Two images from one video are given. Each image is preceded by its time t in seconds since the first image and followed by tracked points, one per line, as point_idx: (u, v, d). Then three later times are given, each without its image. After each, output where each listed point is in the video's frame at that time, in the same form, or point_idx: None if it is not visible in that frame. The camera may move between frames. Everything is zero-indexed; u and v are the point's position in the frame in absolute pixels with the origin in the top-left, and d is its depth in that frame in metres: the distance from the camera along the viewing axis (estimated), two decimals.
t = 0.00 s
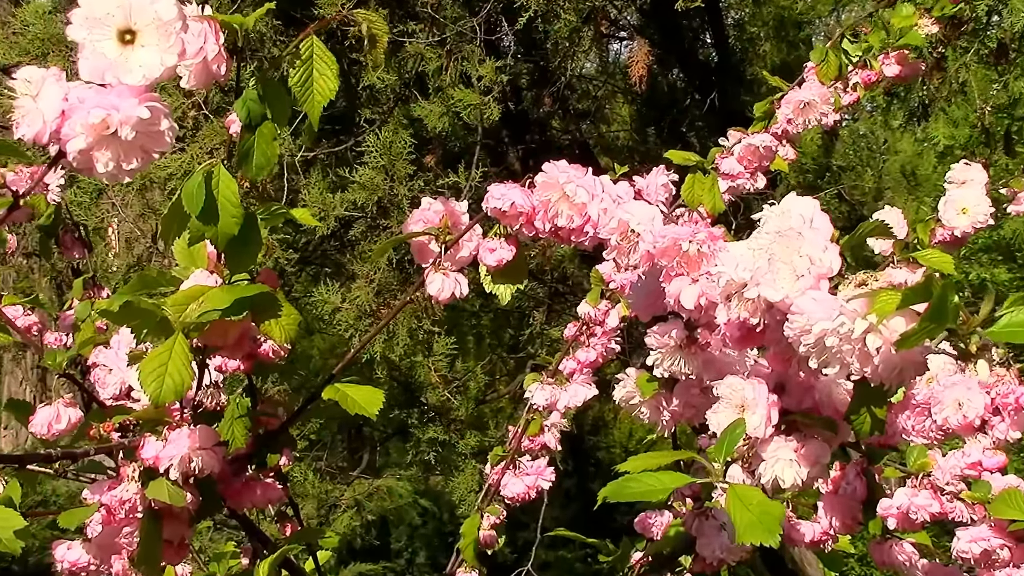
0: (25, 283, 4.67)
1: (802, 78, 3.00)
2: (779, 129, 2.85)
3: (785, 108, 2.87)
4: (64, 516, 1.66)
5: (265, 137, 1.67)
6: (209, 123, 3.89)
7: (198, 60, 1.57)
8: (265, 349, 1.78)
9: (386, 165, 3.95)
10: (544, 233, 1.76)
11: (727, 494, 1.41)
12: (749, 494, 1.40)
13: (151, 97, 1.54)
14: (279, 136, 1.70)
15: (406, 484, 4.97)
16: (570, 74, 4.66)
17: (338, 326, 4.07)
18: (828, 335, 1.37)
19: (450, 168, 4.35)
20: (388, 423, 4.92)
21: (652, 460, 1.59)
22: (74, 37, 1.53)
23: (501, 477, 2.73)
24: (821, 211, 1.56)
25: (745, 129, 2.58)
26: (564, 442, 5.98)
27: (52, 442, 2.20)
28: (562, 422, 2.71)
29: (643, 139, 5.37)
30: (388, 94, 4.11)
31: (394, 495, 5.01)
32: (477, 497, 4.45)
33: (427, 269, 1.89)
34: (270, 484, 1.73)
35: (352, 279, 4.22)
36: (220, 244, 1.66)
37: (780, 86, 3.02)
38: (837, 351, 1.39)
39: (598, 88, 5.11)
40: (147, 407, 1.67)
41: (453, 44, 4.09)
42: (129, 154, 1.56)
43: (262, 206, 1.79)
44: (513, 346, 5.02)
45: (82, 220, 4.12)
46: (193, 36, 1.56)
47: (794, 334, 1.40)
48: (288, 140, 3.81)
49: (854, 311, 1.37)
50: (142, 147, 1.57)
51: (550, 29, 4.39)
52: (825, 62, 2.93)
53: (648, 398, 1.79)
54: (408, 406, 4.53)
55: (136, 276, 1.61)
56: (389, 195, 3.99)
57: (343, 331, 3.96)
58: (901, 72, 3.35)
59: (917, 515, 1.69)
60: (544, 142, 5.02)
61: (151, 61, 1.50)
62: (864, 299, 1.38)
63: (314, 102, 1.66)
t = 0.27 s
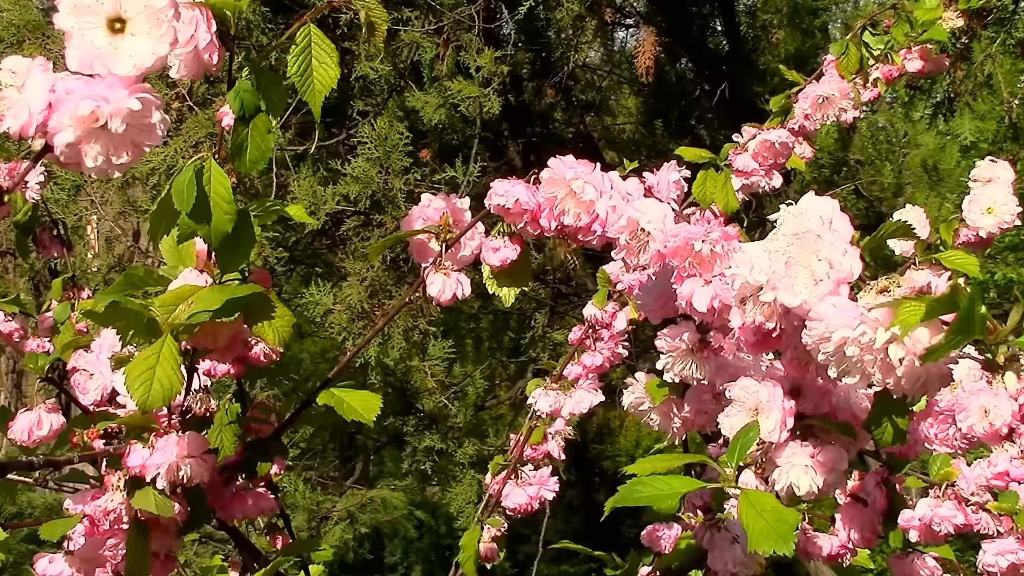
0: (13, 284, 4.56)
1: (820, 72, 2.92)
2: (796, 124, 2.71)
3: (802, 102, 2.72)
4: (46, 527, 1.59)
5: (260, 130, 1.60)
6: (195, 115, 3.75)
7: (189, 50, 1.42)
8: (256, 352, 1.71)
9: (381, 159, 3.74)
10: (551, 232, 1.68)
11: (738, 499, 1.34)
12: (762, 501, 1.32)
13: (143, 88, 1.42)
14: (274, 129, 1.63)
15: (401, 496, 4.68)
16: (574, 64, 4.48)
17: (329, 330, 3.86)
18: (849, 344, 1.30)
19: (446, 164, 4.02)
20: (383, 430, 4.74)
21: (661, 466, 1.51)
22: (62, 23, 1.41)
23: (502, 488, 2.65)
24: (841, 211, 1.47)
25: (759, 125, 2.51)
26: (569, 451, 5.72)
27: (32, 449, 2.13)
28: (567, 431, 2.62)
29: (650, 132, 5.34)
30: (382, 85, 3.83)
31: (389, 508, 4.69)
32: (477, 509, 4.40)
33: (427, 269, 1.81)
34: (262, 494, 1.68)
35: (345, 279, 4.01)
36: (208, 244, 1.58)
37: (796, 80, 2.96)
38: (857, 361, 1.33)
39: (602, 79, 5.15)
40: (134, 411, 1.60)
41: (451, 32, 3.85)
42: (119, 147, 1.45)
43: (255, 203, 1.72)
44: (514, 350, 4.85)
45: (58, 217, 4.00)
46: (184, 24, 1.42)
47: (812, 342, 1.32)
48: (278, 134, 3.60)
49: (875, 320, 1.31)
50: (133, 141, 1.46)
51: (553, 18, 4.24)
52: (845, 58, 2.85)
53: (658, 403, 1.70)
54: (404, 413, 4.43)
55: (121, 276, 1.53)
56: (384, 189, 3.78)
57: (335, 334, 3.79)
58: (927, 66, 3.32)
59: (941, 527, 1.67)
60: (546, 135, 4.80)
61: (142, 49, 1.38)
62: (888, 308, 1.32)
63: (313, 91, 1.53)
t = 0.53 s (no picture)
0: None
1: (833, 61, 2.88)
2: (808, 115, 2.65)
3: (815, 92, 2.65)
4: (25, 537, 1.52)
5: (245, 122, 1.53)
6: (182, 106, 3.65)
7: (172, 38, 1.33)
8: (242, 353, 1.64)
9: (375, 155, 3.65)
10: (552, 227, 1.60)
11: (751, 508, 1.26)
12: (772, 508, 1.25)
13: (126, 77, 1.34)
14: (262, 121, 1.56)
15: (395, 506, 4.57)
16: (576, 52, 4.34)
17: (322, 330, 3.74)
18: (861, 332, 1.22)
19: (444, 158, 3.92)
20: (377, 436, 4.60)
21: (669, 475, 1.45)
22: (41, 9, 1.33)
23: (501, 496, 2.58)
24: (854, 200, 1.41)
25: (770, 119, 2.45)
26: (571, 459, 5.53)
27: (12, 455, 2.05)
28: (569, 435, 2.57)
29: (657, 125, 5.18)
30: (376, 76, 3.75)
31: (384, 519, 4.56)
32: (475, 520, 4.18)
33: (421, 267, 1.72)
34: (252, 502, 1.62)
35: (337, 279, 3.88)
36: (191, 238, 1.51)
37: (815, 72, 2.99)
38: (871, 350, 1.23)
39: (607, 69, 5.05)
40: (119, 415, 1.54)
41: (447, 18, 3.76)
42: (100, 137, 1.37)
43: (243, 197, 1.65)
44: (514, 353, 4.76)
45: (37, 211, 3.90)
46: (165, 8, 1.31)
47: (823, 332, 1.25)
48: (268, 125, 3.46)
49: (889, 304, 1.21)
50: (116, 131, 1.38)
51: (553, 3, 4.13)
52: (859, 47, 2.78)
53: (663, 407, 1.64)
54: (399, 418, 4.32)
55: (103, 273, 1.47)
56: (379, 185, 3.68)
57: (329, 335, 3.65)
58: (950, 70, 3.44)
59: (959, 536, 1.59)
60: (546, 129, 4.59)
61: (122, 35, 1.29)
62: (904, 292, 1.22)
63: (300, 82, 1.46)
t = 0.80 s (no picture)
0: None
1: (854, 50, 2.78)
2: (827, 109, 2.61)
3: (834, 85, 2.58)
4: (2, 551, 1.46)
5: (233, 114, 1.46)
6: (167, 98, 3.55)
7: (157, 25, 1.23)
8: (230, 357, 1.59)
9: (368, 148, 3.53)
10: (557, 225, 1.52)
11: (762, 516, 1.16)
12: (785, 515, 1.15)
13: (105, 65, 1.22)
14: (250, 113, 1.49)
15: (388, 519, 4.55)
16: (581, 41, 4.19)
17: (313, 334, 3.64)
18: (882, 338, 1.13)
19: (441, 151, 3.84)
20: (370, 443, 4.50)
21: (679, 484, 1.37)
22: None
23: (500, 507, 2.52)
24: (874, 196, 1.34)
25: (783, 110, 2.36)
26: (574, 470, 5.29)
27: None
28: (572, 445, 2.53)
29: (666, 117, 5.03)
30: (370, 66, 3.64)
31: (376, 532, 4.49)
32: (473, 533, 4.13)
33: (418, 266, 1.64)
34: (238, 514, 1.53)
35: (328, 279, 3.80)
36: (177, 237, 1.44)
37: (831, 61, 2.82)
38: (893, 359, 1.14)
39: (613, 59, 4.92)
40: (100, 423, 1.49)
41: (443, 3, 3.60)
42: (77, 129, 1.24)
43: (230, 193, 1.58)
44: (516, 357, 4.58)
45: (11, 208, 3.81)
46: None
47: (841, 338, 1.17)
48: (256, 118, 3.34)
49: (913, 310, 1.12)
50: (93, 122, 1.24)
51: None
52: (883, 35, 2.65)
53: (672, 413, 1.57)
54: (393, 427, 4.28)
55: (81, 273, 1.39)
56: (373, 179, 3.56)
57: (318, 338, 3.59)
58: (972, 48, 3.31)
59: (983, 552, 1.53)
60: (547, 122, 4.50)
61: (102, 21, 1.18)
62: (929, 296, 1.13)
63: (291, 74, 1.39)
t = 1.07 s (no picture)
0: None
1: (870, 36, 2.70)
2: (841, 97, 2.55)
3: (849, 72, 2.53)
4: None
5: (215, 107, 1.40)
6: (141, 90, 3.46)
7: (135, 13, 1.12)
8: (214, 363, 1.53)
9: (359, 140, 3.44)
10: (555, 224, 1.47)
11: (780, 545, 1.12)
12: (803, 542, 1.11)
13: (85, 60, 1.13)
14: (232, 105, 1.43)
15: (381, 533, 4.52)
16: (582, 31, 4.10)
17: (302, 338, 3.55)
18: (895, 349, 1.07)
19: (437, 145, 3.78)
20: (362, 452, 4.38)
21: (686, 499, 1.31)
22: None
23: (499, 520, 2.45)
24: (890, 199, 1.27)
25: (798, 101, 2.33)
26: (577, 480, 5.33)
27: None
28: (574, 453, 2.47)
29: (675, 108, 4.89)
30: (358, 54, 3.55)
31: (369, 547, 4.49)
32: (470, 549, 4.09)
33: (413, 267, 1.57)
34: (223, 528, 1.47)
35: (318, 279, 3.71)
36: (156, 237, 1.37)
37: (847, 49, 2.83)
38: (908, 371, 1.07)
39: (618, 46, 4.83)
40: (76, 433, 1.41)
41: None
42: (55, 126, 1.16)
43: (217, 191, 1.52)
44: (515, 362, 4.55)
45: None
46: None
47: (852, 349, 1.10)
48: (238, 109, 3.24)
49: (926, 320, 1.05)
50: (72, 119, 1.17)
51: None
52: (900, 19, 2.55)
53: (680, 423, 1.51)
54: (386, 437, 4.20)
55: (57, 275, 1.32)
56: (365, 174, 3.47)
57: (307, 343, 3.47)
58: (996, 41, 3.08)
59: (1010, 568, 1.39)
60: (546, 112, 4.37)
61: (82, 12, 1.09)
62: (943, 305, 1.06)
63: (276, 64, 1.32)
